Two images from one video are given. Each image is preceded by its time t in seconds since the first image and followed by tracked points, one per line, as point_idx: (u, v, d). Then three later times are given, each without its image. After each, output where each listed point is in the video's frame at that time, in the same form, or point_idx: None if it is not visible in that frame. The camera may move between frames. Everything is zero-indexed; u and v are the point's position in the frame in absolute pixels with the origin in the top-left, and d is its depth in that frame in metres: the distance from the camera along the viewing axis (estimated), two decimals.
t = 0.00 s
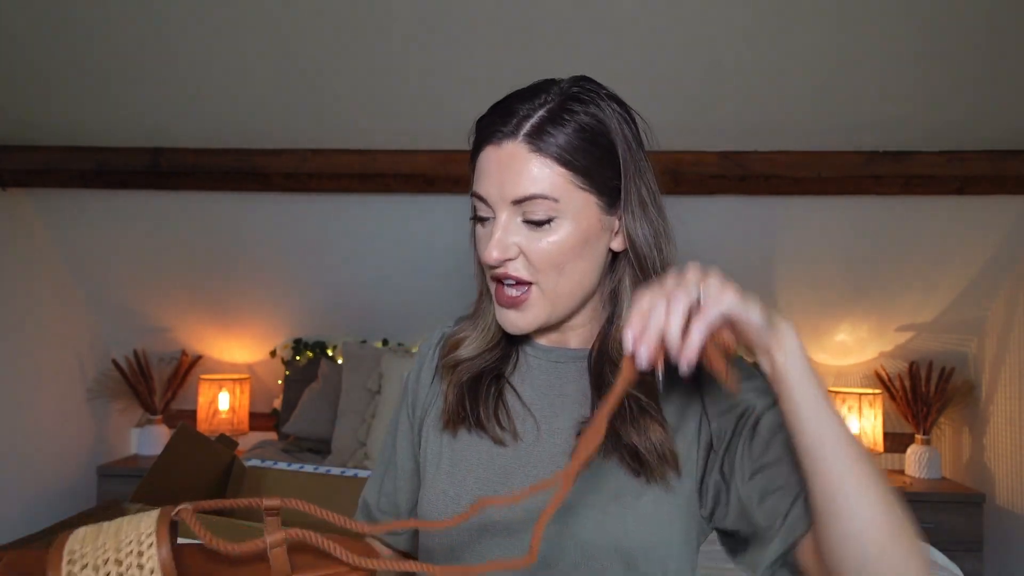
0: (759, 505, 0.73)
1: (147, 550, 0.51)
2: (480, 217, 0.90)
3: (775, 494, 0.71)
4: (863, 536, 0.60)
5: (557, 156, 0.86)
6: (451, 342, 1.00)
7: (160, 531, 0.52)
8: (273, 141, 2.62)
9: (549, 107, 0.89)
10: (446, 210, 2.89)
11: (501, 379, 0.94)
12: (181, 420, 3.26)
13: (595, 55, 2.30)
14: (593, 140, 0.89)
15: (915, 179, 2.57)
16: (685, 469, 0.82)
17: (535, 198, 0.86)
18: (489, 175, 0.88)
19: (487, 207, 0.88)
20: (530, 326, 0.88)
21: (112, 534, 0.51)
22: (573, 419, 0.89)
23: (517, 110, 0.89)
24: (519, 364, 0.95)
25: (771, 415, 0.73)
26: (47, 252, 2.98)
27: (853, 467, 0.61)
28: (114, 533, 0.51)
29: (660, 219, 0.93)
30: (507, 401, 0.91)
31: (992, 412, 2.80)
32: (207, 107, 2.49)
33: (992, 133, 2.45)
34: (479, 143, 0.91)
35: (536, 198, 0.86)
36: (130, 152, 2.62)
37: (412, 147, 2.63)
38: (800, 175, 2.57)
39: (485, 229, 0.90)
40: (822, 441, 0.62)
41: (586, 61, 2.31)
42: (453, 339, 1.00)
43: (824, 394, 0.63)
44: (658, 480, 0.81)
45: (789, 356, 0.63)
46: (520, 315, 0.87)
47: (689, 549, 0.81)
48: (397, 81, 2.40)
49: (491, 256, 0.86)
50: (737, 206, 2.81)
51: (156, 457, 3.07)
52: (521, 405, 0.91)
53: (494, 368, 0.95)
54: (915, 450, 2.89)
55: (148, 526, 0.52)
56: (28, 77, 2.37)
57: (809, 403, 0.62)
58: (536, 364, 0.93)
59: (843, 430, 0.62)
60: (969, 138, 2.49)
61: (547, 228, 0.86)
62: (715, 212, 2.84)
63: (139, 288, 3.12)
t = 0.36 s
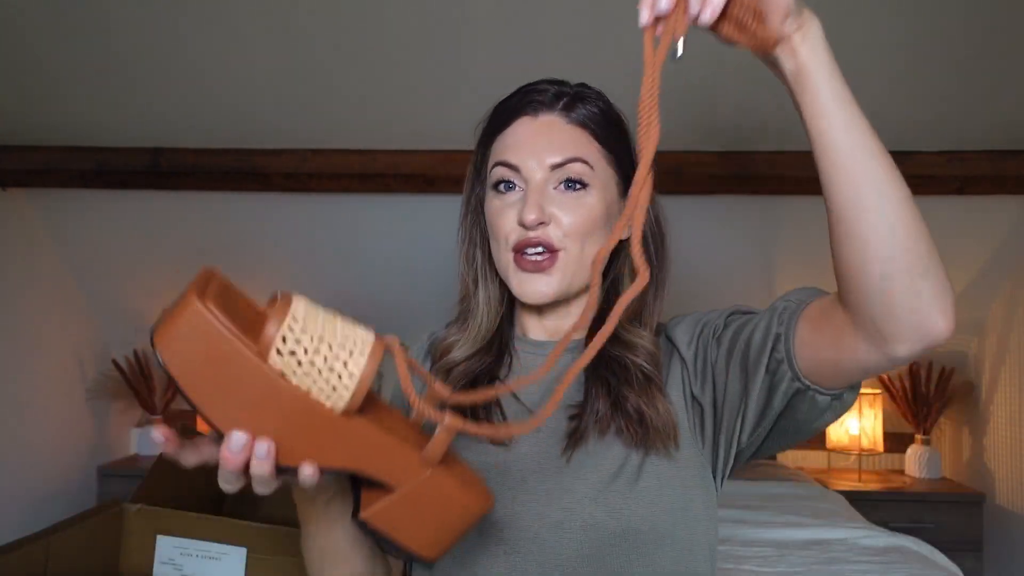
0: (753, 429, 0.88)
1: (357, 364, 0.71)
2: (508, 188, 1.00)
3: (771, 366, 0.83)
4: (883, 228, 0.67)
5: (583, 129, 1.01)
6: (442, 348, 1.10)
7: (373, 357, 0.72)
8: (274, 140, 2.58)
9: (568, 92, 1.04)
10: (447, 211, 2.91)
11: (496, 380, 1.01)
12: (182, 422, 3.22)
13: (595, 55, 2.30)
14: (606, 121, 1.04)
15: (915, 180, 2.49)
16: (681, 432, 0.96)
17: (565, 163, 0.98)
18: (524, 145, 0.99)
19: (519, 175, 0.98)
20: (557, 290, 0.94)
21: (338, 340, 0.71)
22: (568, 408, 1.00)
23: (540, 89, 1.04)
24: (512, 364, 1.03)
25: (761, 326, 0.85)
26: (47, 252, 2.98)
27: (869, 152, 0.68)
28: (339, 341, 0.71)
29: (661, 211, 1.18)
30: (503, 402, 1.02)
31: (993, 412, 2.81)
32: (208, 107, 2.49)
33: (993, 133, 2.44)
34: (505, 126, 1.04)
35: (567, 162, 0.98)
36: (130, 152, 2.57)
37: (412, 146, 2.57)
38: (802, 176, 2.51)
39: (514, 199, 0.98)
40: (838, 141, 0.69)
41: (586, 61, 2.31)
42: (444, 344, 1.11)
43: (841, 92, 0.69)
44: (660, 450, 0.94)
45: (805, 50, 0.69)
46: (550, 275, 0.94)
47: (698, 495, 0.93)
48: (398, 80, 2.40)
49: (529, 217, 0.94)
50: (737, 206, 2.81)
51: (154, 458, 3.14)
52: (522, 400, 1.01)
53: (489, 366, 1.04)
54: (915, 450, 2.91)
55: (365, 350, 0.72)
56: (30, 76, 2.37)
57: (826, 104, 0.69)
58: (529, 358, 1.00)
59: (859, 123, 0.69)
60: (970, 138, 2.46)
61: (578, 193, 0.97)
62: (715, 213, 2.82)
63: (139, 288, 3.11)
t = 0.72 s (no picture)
0: (751, 422, 0.89)
1: (269, 328, 0.67)
2: (501, 187, 0.99)
3: (771, 356, 0.84)
4: (881, 221, 0.70)
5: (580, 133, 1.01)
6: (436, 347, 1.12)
7: (283, 313, 0.68)
8: (273, 141, 2.61)
9: (565, 95, 1.04)
10: (447, 210, 2.90)
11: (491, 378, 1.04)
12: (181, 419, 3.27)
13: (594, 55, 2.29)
14: (602, 125, 1.05)
15: (915, 180, 2.51)
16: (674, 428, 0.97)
17: (560, 165, 0.98)
18: (522, 143, 0.99)
19: (513, 174, 0.98)
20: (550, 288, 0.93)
21: (239, 312, 0.68)
22: (562, 410, 1.00)
23: (536, 92, 1.05)
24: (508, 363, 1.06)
25: (757, 315, 0.86)
26: (46, 252, 2.98)
27: (856, 145, 0.71)
28: (242, 313, 0.68)
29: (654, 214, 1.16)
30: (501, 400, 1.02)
31: (992, 411, 2.82)
32: (207, 107, 2.49)
33: (993, 134, 2.44)
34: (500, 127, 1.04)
35: (562, 163, 0.98)
36: (131, 153, 2.62)
37: (411, 146, 2.60)
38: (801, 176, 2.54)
39: (508, 198, 0.98)
40: (827, 136, 0.71)
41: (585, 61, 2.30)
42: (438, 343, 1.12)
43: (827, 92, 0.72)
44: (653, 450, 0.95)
45: (787, 54, 0.72)
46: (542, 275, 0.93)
47: (690, 499, 0.93)
48: (397, 81, 2.39)
49: (522, 216, 0.94)
50: (737, 206, 2.81)
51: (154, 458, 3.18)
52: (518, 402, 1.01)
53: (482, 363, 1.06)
54: (915, 449, 2.91)
55: (271, 307, 0.69)
56: (27, 76, 2.37)
57: (814, 103, 0.71)
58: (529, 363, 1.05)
59: (845, 120, 0.71)
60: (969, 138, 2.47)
61: (573, 195, 0.97)
62: (717, 213, 2.81)
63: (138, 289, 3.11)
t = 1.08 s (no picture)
0: (742, 410, 0.87)
1: (309, 364, 0.58)
2: (496, 187, 0.99)
3: (755, 341, 0.81)
4: (849, 190, 0.68)
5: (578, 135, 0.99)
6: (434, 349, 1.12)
7: (321, 346, 0.59)
8: (273, 141, 2.63)
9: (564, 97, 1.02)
10: (447, 210, 2.90)
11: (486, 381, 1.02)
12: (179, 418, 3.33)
13: (595, 56, 2.28)
14: (601, 129, 1.02)
15: (914, 179, 2.53)
16: (668, 422, 0.95)
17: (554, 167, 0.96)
18: (518, 143, 0.98)
19: (508, 175, 0.98)
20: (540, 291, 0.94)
21: (275, 350, 0.58)
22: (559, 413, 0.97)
23: (536, 93, 1.03)
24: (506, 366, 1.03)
25: (738, 301, 0.83)
26: (47, 251, 3.00)
27: (820, 117, 0.69)
28: (277, 350, 0.58)
29: (647, 219, 1.10)
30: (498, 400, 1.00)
31: (992, 411, 2.82)
32: (206, 107, 2.49)
33: (993, 135, 2.44)
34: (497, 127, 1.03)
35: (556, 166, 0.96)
36: (130, 152, 2.63)
37: (411, 147, 2.62)
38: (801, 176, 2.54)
39: (502, 198, 0.98)
40: (790, 111, 0.69)
41: (586, 61, 2.30)
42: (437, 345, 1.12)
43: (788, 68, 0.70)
44: (648, 452, 0.92)
45: (745, 28, 0.71)
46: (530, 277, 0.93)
47: (691, 494, 0.92)
48: (397, 80, 2.38)
49: (514, 217, 0.93)
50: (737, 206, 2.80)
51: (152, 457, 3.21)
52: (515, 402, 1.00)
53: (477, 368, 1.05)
54: (915, 450, 2.91)
55: (308, 341, 0.59)
56: (26, 76, 2.36)
57: (776, 76, 0.69)
58: (524, 363, 1.02)
59: (809, 94, 0.70)
60: (970, 138, 2.47)
61: (567, 198, 0.96)
62: (717, 213, 2.81)
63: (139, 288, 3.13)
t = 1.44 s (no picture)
0: (734, 401, 0.85)
1: (325, 416, 0.57)
2: (490, 190, 0.99)
3: (747, 329, 0.79)
4: (830, 164, 0.66)
5: (572, 137, 0.98)
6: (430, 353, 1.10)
7: (337, 396, 0.58)
8: (273, 141, 2.63)
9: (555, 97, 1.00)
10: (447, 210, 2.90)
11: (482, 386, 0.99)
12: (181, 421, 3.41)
13: (595, 56, 2.27)
14: (595, 132, 1.00)
15: (915, 179, 2.53)
16: (663, 420, 0.91)
17: (548, 169, 0.96)
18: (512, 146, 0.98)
19: (501, 177, 0.97)
20: (534, 297, 0.94)
21: (289, 402, 0.57)
22: (556, 415, 0.95)
23: (528, 94, 1.02)
24: (504, 369, 1.00)
25: (726, 293, 0.81)
26: (48, 251, 3.00)
27: (804, 91, 0.67)
28: (291, 404, 0.57)
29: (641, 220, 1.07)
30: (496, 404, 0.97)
31: (992, 411, 2.82)
32: (206, 107, 2.48)
33: (993, 135, 2.45)
34: (489, 129, 1.02)
35: (548, 168, 0.96)
36: (130, 152, 2.63)
37: (411, 146, 2.62)
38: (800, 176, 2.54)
39: (497, 200, 0.98)
40: (769, 84, 0.67)
41: (587, 62, 2.29)
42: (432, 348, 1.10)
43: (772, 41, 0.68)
44: (643, 453, 0.88)
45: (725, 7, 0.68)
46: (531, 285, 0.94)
47: (689, 492, 0.89)
48: (398, 80, 2.38)
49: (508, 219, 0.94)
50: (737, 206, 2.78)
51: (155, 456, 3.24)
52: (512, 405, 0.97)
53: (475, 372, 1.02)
54: (915, 450, 2.92)
55: (323, 392, 0.58)
56: (27, 76, 2.37)
57: (756, 48, 0.67)
58: (519, 365, 0.99)
59: (793, 67, 0.68)
60: (970, 138, 2.47)
61: (562, 201, 0.96)
62: (716, 214, 2.81)
63: (139, 288, 3.15)
